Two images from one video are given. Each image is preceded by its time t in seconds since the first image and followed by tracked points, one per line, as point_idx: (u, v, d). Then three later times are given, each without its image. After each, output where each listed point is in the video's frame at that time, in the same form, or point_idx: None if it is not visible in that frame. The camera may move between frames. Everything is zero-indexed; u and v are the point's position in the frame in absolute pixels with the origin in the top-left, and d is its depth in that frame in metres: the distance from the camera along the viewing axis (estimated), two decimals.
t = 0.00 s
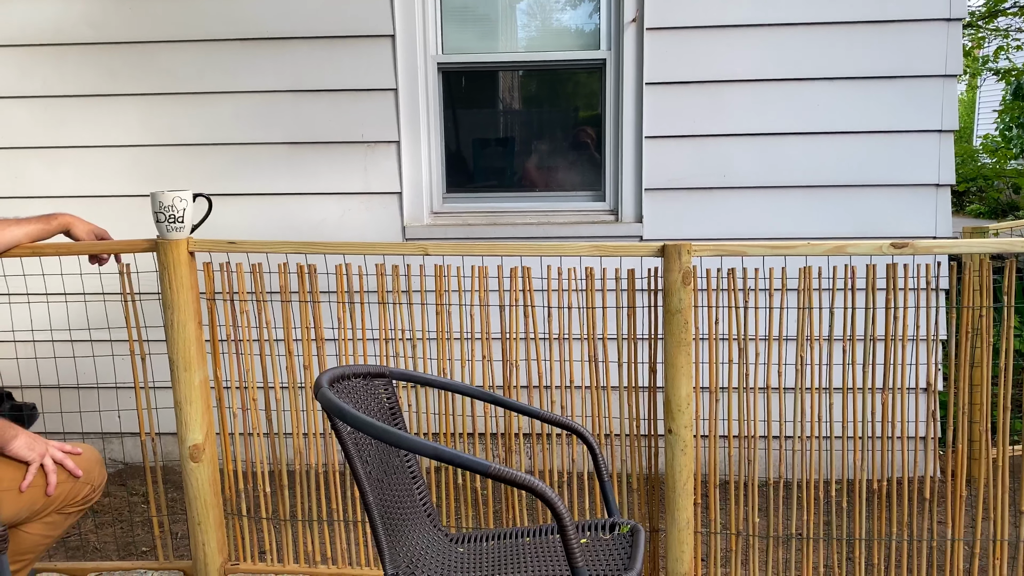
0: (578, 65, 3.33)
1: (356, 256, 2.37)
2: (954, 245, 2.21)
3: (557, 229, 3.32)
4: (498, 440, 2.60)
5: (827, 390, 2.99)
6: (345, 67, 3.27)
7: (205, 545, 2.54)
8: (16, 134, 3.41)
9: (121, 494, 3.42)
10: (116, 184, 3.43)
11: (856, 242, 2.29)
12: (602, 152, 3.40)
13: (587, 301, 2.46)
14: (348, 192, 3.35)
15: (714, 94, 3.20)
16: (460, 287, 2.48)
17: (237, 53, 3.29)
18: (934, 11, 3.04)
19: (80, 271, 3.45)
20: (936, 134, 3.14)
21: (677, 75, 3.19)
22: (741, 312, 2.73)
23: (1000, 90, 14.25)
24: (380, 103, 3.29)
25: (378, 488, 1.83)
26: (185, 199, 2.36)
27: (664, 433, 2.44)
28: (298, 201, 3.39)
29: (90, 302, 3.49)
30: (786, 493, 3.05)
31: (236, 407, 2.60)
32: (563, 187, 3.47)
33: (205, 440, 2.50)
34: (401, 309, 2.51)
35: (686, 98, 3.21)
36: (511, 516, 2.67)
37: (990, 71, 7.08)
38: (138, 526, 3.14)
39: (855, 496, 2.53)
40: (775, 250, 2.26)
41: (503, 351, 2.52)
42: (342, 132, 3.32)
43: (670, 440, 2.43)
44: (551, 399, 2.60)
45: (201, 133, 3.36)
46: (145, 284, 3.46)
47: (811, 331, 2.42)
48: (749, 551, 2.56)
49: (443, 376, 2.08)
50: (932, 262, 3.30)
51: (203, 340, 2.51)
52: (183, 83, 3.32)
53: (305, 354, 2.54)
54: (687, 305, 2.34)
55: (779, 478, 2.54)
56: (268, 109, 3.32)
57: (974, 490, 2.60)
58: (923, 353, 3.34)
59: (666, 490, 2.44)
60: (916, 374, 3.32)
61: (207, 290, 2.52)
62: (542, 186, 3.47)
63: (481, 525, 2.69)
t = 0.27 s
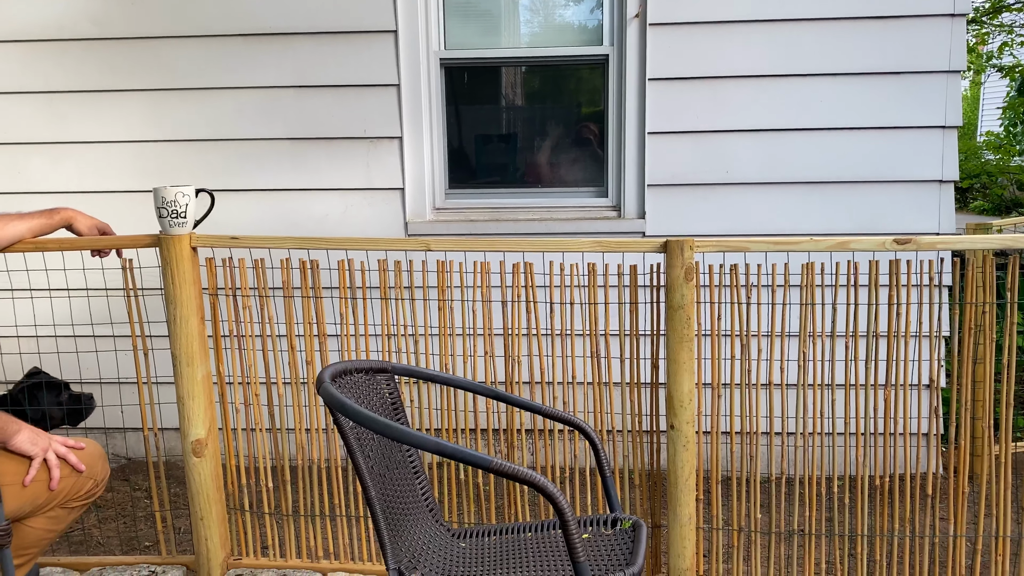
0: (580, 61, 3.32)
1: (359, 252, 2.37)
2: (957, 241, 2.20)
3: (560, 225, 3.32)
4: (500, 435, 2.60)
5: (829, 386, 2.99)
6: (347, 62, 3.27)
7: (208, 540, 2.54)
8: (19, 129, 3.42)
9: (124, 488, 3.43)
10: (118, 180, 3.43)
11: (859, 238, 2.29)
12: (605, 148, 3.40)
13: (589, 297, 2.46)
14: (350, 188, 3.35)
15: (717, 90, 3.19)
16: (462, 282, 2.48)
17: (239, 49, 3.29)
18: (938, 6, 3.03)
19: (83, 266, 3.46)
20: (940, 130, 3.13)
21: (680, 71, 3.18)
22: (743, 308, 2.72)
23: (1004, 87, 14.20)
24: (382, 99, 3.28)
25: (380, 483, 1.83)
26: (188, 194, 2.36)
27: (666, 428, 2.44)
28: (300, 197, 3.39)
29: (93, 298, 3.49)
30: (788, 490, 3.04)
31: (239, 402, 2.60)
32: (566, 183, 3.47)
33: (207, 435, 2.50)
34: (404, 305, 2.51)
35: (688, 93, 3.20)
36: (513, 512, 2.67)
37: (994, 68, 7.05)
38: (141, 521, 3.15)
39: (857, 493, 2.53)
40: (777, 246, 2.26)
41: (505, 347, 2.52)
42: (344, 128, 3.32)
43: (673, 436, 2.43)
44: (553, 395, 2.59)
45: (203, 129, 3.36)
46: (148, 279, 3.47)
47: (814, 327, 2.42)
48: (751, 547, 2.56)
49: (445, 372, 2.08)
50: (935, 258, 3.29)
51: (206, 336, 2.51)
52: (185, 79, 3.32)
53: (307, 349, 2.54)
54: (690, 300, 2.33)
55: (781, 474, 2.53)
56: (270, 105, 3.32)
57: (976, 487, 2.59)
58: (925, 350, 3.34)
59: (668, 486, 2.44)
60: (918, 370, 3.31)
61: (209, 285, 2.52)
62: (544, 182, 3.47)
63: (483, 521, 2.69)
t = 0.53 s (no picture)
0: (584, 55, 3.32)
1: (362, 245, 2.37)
2: (961, 234, 2.19)
3: (563, 219, 3.31)
4: (503, 428, 2.60)
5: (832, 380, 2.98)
6: (350, 56, 3.27)
7: (212, 532, 2.55)
8: (23, 123, 3.43)
9: (129, 481, 3.45)
10: (122, 173, 3.44)
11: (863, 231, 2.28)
12: (608, 141, 3.39)
13: (592, 290, 2.45)
14: (354, 182, 3.35)
15: (720, 83, 3.18)
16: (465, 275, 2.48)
17: (242, 43, 3.29)
18: None
19: (87, 259, 3.47)
20: (945, 124, 3.12)
21: (684, 64, 3.17)
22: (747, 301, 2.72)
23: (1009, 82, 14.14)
24: (385, 93, 3.28)
25: (383, 475, 1.83)
26: (191, 186, 2.37)
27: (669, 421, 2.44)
28: (303, 190, 3.39)
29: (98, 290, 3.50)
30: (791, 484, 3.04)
31: (242, 395, 2.61)
32: (569, 177, 3.47)
33: (211, 427, 2.51)
34: (406, 299, 2.53)
35: (692, 87, 3.19)
36: (516, 504, 2.67)
37: (1000, 62, 7.02)
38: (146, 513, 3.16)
39: (860, 486, 2.53)
40: (781, 240, 2.25)
41: (508, 340, 2.52)
42: (347, 121, 3.32)
43: (675, 429, 2.43)
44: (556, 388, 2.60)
45: (207, 123, 3.36)
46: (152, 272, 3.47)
47: (817, 321, 2.41)
48: (753, 540, 2.56)
49: (448, 364, 2.08)
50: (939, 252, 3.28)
51: (210, 329, 2.52)
52: (189, 72, 3.33)
53: (310, 342, 2.54)
54: (693, 294, 2.33)
55: (784, 468, 2.53)
56: (274, 99, 3.32)
57: (980, 481, 2.58)
58: (929, 344, 3.33)
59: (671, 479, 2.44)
60: (921, 364, 3.31)
61: (213, 278, 2.52)
62: (548, 176, 3.47)
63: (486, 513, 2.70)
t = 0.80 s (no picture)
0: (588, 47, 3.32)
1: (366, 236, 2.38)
2: (962, 225, 2.20)
3: (566, 210, 3.33)
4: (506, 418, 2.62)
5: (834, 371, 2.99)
6: (355, 48, 3.28)
7: (218, 519, 2.58)
8: (31, 114, 3.45)
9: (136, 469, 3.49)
10: (129, 165, 3.46)
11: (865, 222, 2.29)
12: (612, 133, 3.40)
13: (594, 281, 2.47)
14: (358, 174, 3.37)
15: (724, 75, 3.19)
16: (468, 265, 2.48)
17: (248, 34, 3.30)
18: None
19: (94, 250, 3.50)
20: (948, 116, 3.12)
21: (688, 56, 3.18)
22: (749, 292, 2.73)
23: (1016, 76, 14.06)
24: (390, 85, 3.30)
25: (387, 461, 1.85)
26: (197, 176, 2.41)
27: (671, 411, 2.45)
28: (308, 182, 3.41)
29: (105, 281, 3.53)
30: (793, 475, 3.05)
31: (248, 384, 2.63)
32: (572, 169, 3.47)
33: (217, 416, 2.54)
34: (411, 290, 2.51)
35: (696, 78, 3.20)
36: (519, 493, 2.70)
37: (1006, 55, 6.99)
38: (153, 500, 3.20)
39: (861, 477, 2.54)
40: (783, 230, 2.27)
41: (511, 331, 2.53)
42: (352, 113, 3.33)
43: (677, 418, 2.45)
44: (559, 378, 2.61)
45: (212, 114, 3.38)
46: (158, 263, 3.50)
47: (819, 312, 2.42)
48: (754, 529, 2.58)
49: (452, 353, 2.10)
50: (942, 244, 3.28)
51: (216, 319, 2.54)
52: (194, 64, 3.34)
53: (315, 332, 2.56)
54: (695, 285, 2.34)
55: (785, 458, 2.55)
56: (279, 91, 3.34)
57: (980, 472, 2.60)
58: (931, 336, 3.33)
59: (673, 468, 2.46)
60: (923, 355, 3.32)
61: (219, 268, 2.54)
62: (551, 168, 3.48)
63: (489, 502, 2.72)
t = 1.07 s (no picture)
0: (591, 37, 3.31)
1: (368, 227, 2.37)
2: (966, 216, 2.19)
3: (569, 201, 3.32)
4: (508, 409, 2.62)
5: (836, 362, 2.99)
6: (357, 38, 3.27)
7: (221, 509, 2.59)
8: (33, 104, 3.45)
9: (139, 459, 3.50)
10: (131, 155, 3.46)
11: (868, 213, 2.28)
12: (615, 124, 3.39)
13: (597, 271, 2.46)
14: (361, 164, 3.36)
15: (728, 65, 3.17)
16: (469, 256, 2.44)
17: (250, 24, 3.29)
18: None
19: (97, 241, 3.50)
20: (953, 106, 3.10)
21: (691, 46, 3.16)
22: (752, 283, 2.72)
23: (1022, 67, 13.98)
24: (392, 75, 3.29)
25: (389, 451, 1.85)
26: (199, 167, 2.38)
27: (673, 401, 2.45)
28: (310, 172, 3.41)
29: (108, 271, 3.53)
30: (794, 466, 3.05)
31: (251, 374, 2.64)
32: (575, 159, 3.47)
33: (220, 407, 2.55)
34: (412, 280, 2.48)
35: (699, 69, 3.18)
36: (521, 483, 2.70)
37: (1011, 46, 6.94)
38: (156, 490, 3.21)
39: (863, 468, 2.54)
40: (786, 221, 2.26)
41: (513, 321, 2.53)
42: (354, 103, 3.32)
43: (679, 409, 2.45)
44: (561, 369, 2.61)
45: (214, 105, 3.38)
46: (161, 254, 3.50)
47: (822, 303, 2.42)
48: (756, 520, 2.58)
49: (453, 343, 2.10)
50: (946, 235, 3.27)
51: (219, 309, 2.54)
52: (197, 54, 3.34)
53: (317, 322, 2.56)
54: (698, 275, 2.34)
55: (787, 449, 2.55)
56: (281, 81, 3.33)
57: (983, 463, 2.59)
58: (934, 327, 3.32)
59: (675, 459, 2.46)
60: (926, 347, 3.31)
61: (221, 259, 2.54)
62: (554, 159, 3.47)
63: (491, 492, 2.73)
